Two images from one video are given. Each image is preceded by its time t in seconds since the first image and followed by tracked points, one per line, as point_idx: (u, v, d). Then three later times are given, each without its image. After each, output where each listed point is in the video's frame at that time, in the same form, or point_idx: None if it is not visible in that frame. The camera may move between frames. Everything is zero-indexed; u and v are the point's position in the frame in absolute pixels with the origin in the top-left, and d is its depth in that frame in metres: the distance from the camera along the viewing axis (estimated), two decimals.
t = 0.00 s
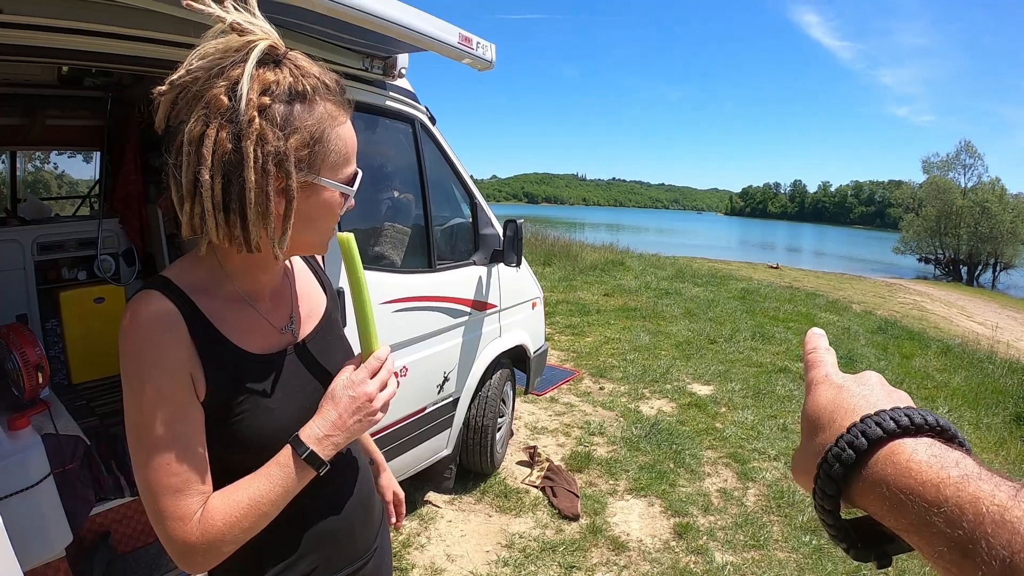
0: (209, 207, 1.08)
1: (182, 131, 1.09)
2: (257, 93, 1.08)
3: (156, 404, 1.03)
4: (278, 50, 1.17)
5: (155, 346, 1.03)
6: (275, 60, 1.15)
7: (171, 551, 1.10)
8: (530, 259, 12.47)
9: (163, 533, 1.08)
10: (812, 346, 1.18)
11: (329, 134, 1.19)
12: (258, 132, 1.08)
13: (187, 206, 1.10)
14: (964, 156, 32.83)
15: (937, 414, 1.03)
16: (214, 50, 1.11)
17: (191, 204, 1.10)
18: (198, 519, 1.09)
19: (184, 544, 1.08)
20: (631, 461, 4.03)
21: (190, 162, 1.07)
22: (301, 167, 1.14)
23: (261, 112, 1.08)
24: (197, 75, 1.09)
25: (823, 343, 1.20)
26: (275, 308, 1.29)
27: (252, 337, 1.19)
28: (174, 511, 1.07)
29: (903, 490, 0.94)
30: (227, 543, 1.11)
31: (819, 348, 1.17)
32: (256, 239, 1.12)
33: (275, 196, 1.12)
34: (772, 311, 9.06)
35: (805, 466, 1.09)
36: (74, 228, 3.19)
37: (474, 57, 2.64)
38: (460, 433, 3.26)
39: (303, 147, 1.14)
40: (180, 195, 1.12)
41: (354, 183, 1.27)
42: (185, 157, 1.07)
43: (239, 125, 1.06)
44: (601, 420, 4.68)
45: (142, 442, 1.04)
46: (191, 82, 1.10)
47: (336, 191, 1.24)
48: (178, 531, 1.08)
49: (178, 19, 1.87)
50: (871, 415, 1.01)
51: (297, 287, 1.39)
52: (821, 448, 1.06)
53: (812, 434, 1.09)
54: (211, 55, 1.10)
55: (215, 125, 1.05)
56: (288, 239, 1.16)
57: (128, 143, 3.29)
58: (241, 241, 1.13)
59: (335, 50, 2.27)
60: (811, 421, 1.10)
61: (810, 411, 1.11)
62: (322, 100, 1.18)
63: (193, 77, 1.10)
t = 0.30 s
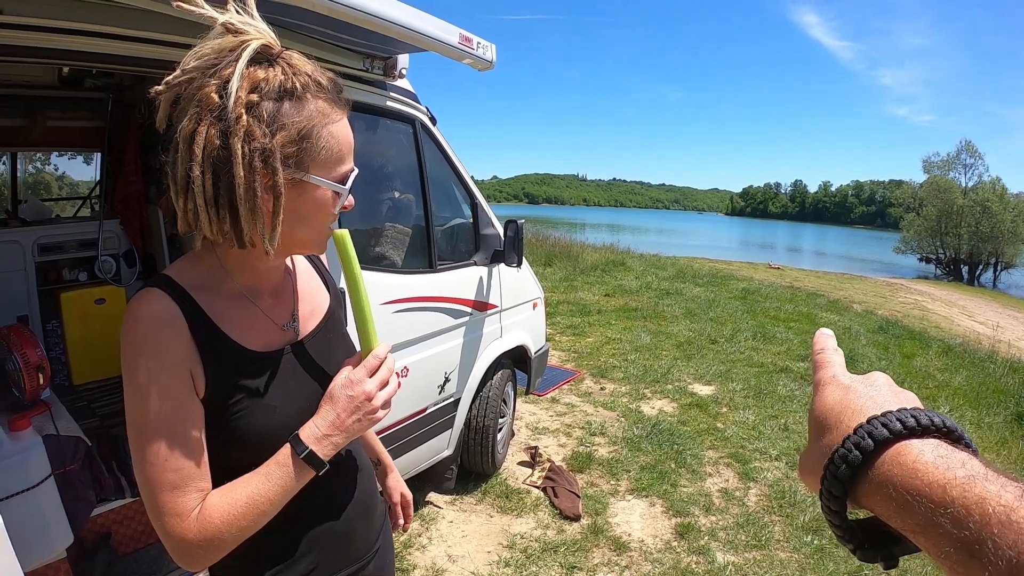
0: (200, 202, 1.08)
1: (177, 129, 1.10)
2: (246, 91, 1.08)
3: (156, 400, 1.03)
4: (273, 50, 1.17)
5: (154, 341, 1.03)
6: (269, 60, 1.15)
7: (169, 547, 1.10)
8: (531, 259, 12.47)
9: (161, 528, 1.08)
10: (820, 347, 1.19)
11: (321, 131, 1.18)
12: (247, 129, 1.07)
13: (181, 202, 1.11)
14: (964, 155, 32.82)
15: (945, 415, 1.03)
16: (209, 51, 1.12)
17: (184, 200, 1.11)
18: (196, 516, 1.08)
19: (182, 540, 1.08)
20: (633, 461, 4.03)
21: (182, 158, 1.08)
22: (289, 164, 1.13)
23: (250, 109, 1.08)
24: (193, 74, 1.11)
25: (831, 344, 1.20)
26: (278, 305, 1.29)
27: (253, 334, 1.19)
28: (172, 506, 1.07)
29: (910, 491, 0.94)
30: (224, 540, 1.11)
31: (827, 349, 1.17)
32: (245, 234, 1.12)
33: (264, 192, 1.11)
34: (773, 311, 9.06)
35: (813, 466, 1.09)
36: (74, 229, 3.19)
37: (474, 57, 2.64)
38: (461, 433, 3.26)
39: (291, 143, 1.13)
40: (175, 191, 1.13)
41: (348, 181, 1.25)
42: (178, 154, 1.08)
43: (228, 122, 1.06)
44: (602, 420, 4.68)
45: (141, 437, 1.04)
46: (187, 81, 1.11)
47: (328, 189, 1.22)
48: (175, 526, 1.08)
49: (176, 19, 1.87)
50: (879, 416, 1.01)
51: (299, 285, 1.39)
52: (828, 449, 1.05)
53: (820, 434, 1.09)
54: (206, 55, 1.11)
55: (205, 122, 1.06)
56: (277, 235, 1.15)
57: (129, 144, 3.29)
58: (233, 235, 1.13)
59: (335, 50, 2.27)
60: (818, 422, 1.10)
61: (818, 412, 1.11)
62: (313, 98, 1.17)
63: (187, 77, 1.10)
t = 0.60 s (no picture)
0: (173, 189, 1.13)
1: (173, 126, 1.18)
2: (214, 85, 1.10)
3: (160, 398, 1.04)
4: (261, 49, 1.19)
5: (161, 340, 1.04)
6: (252, 58, 1.16)
7: (170, 545, 1.10)
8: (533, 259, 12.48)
9: (162, 525, 1.08)
10: (824, 347, 1.18)
11: (281, 121, 1.12)
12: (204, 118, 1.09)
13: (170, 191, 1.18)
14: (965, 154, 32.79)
15: (947, 414, 1.02)
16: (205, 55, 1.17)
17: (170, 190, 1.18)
18: (195, 514, 1.08)
19: (181, 538, 1.08)
20: (635, 461, 4.02)
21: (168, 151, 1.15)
22: (240, 151, 1.10)
23: (213, 101, 1.10)
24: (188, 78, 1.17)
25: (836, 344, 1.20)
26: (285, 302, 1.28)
27: (258, 331, 1.19)
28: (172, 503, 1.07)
29: (912, 491, 0.94)
30: (223, 539, 1.10)
31: (832, 350, 1.17)
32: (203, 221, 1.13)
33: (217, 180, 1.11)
34: (774, 310, 9.05)
35: (816, 466, 1.09)
36: (76, 231, 3.19)
37: (475, 57, 2.64)
38: (462, 434, 3.26)
39: (244, 131, 1.10)
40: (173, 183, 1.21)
41: (311, 173, 1.15)
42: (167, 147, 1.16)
43: (192, 112, 1.09)
44: (604, 420, 4.67)
45: (144, 434, 1.05)
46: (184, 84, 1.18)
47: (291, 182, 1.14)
48: (176, 524, 1.08)
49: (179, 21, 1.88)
50: (882, 415, 1.00)
51: (307, 286, 1.38)
52: (831, 449, 1.05)
53: (823, 434, 1.09)
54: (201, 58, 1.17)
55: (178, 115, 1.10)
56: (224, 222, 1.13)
57: (130, 146, 3.29)
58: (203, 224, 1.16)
59: (335, 52, 2.27)
60: (822, 421, 1.10)
61: (822, 412, 1.11)
62: (282, 90, 1.13)
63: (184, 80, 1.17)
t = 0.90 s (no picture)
0: (198, 197, 1.08)
1: (176, 130, 1.12)
2: (239, 87, 1.08)
3: (163, 398, 1.03)
4: (267, 49, 1.17)
5: (166, 339, 1.04)
6: (262, 58, 1.15)
7: (169, 543, 1.10)
8: (534, 259, 12.48)
9: (162, 523, 1.08)
10: (828, 348, 1.18)
11: (316, 122, 1.16)
12: (240, 123, 1.07)
13: (182, 200, 1.12)
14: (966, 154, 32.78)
15: (951, 414, 1.02)
16: (205, 56, 1.12)
17: (183, 199, 1.12)
18: (195, 513, 1.08)
19: (180, 537, 1.08)
20: (637, 461, 4.02)
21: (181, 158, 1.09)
22: (285, 154, 1.12)
23: (243, 105, 1.08)
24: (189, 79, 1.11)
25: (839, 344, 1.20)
26: (288, 302, 1.28)
27: (262, 332, 1.19)
28: (172, 502, 1.06)
29: (917, 490, 0.93)
30: (222, 538, 1.10)
31: (835, 351, 1.17)
32: (244, 227, 1.11)
33: (259, 185, 1.10)
34: (776, 310, 9.04)
35: (820, 467, 1.08)
36: (77, 231, 3.19)
37: (477, 57, 2.64)
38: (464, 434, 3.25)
39: (285, 134, 1.11)
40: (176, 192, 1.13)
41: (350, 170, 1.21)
42: (177, 154, 1.09)
43: (222, 117, 1.06)
44: (606, 420, 4.67)
45: (145, 434, 1.04)
46: (182, 85, 1.12)
47: (328, 179, 1.18)
48: (176, 521, 1.07)
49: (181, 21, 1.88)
50: (886, 415, 1.00)
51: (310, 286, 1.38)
52: (835, 449, 1.05)
53: (827, 435, 1.08)
54: (203, 58, 1.12)
55: (201, 119, 1.06)
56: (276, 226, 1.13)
57: (131, 146, 3.29)
58: (232, 229, 1.13)
59: (336, 52, 2.26)
60: (826, 422, 1.09)
61: (826, 412, 1.11)
62: (308, 90, 1.15)
63: (186, 81, 1.11)
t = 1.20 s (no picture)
0: (229, 199, 1.07)
1: (193, 133, 1.09)
2: (263, 88, 1.07)
3: (173, 398, 1.03)
4: (278, 49, 1.17)
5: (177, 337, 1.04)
6: (275, 58, 1.15)
7: (176, 544, 1.09)
8: (536, 259, 12.49)
9: (168, 524, 1.08)
10: (830, 350, 1.18)
11: (335, 120, 1.17)
12: (268, 124, 1.07)
13: (204, 203, 1.10)
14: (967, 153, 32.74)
15: (954, 416, 1.02)
16: (218, 56, 1.10)
17: (207, 202, 1.09)
18: (203, 514, 1.08)
19: (188, 538, 1.08)
20: (639, 461, 4.01)
21: (203, 161, 1.07)
22: (313, 154, 1.13)
23: (268, 105, 1.08)
24: (203, 80, 1.09)
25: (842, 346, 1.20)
26: (294, 302, 1.28)
27: (272, 331, 1.19)
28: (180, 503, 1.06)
29: (919, 493, 0.93)
30: (229, 539, 1.10)
31: (837, 353, 1.16)
32: (275, 226, 1.12)
33: (289, 184, 1.11)
34: (778, 310, 9.04)
35: (822, 469, 1.08)
36: (80, 231, 3.19)
37: (479, 56, 2.63)
38: (467, 434, 3.25)
39: (311, 133, 1.13)
40: (195, 194, 1.11)
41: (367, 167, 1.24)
42: (199, 158, 1.07)
43: (249, 119, 1.05)
44: (608, 420, 4.67)
45: (153, 435, 1.04)
46: (196, 86, 1.10)
47: (347, 176, 1.21)
48: (184, 523, 1.07)
49: (187, 21, 1.87)
50: (889, 417, 0.99)
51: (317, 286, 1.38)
52: (839, 451, 1.04)
53: (830, 437, 1.08)
54: (216, 59, 1.10)
55: (227, 121, 1.05)
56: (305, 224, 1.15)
57: (134, 146, 3.29)
58: (260, 229, 1.13)
59: (340, 51, 2.26)
60: (829, 424, 1.09)
61: (828, 414, 1.10)
62: (325, 89, 1.17)
63: (199, 82, 1.09)
